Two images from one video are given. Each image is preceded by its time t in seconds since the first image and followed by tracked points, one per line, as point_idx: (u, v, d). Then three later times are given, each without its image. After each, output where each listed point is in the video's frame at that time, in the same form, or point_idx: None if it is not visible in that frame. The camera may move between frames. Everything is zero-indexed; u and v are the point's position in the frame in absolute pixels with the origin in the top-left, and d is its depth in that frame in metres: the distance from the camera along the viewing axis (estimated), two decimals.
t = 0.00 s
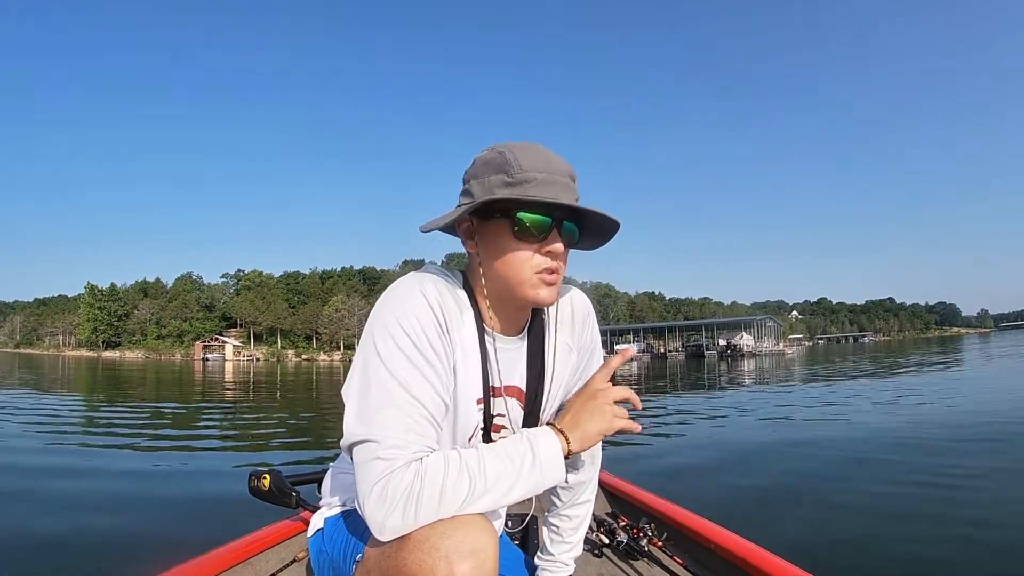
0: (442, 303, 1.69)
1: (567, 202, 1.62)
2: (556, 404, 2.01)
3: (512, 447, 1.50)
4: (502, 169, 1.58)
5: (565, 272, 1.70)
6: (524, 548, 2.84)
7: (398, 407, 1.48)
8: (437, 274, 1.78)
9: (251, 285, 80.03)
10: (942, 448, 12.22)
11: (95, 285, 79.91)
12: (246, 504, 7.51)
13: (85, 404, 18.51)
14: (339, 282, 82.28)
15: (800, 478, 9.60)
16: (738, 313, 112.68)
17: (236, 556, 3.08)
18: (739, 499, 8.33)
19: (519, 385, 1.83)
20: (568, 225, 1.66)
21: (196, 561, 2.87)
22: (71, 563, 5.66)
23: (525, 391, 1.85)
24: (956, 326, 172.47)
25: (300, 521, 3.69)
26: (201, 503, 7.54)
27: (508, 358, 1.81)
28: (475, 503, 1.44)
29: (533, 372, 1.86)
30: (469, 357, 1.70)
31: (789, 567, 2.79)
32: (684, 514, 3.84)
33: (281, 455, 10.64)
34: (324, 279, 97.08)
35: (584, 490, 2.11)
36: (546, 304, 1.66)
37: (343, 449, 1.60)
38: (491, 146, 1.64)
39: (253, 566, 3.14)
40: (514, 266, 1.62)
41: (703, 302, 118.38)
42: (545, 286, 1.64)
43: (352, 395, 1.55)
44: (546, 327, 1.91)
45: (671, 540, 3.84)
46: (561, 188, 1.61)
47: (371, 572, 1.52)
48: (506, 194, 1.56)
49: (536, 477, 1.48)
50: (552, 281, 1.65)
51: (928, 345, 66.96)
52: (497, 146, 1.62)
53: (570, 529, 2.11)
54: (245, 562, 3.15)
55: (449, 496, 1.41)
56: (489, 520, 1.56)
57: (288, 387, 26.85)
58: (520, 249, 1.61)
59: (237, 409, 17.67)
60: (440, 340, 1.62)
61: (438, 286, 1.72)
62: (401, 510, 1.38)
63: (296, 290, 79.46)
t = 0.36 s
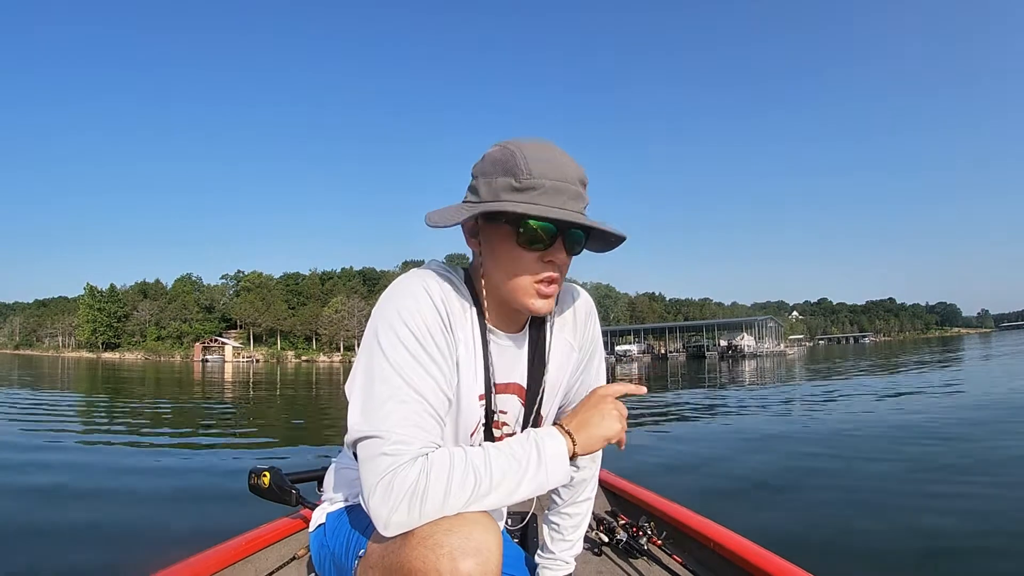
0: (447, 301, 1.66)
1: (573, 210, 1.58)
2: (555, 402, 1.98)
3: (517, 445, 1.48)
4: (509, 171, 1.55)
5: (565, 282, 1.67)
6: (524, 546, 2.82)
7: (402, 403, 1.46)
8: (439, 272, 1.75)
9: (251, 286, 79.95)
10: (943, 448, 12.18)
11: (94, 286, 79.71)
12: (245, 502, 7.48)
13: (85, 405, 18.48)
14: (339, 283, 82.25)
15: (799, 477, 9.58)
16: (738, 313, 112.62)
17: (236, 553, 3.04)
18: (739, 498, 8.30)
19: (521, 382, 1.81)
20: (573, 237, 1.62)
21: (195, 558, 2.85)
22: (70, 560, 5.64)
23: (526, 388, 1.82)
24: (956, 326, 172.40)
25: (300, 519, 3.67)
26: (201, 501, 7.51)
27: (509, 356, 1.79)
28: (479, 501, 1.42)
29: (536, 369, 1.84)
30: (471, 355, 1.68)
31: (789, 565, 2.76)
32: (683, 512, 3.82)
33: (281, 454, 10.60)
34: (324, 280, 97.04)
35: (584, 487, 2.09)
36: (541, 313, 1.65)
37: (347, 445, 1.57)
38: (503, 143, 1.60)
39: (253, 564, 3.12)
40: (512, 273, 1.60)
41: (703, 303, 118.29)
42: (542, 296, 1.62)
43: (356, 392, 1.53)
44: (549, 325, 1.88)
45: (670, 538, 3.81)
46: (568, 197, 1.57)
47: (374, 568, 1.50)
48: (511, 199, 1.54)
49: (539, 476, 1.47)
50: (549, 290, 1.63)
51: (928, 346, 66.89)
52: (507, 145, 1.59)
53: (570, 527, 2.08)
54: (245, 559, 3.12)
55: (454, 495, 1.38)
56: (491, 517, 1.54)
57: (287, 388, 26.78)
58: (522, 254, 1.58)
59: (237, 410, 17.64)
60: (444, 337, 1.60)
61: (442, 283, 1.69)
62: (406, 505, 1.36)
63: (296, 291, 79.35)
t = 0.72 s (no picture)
0: (450, 300, 1.64)
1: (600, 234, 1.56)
2: (557, 404, 1.96)
3: (520, 445, 1.46)
4: (544, 186, 1.49)
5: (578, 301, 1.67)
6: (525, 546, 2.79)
7: (406, 402, 1.43)
8: (443, 272, 1.73)
9: (250, 288, 79.90)
10: (945, 448, 12.14)
11: (95, 288, 79.69)
12: (245, 502, 7.45)
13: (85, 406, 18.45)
14: (339, 286, 82.22)
15: (800, 477, 9.55)
16: (738, 315, 112.50)
17: (236, 553, 3.02)
18: (740, 498, 8.26)
19: (523, 383, 1.79)
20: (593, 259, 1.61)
21: (195, 559, 2.82)
22: (69, 560, 5.61)
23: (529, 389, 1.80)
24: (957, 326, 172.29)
25: (300, 519, 3.64)
26: (201, 501, 7.49)
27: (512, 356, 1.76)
28: (482, 501, 1.40)
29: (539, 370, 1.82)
30: (475, 355, 1.65)
31: (789, 565, 2.74)
32: (683, 511, 3.79)
33: (281, 454, 10.57)
34: (324, 282, 97.05)
35: (586, 488, 2.07)
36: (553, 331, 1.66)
37: (349, 445, 1.55)
38: (537, 152, 1.53)
39: (253, 564, 3.09)
40: (535, 292, 1.58)
41: (704, 304, 118.25)
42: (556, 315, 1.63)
43: (359, 390, 1.50)
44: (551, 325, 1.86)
45: (670, 537, 3.79)
46: (598, 220, 1.54)
47: (375, 567, 1.48)
48: (545, 219, 1.49)
49: (542, 476, 1.45)
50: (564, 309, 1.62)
51: (929, 347, 66.81)
52: (544, 157, 1.52)
53: (572, 527, 2.06)
54: (245, 560, 3.10)
55: (456, 496, 1.37)
56: (494, 517, 1.52)
57: (288, 390, 26.72)
58: (545, 274, 1.55)
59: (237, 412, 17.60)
60: (447, 337, 1.58)
61: (447, 284, 1.66)
62: (409, 505, 1.34)
63: (296, 293, 79.26)
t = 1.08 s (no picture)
0: (452, 302, 1.62)
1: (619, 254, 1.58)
2: (559, 406, 1.94)
3: (519, 449, 1.44)
4: (576, 209, 1.47)
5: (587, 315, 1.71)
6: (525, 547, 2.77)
7: (405, 405, 1.42)
8: (447, 274, 1.71)
9: (251, 289, 79.93)
10: (946, 449, 12.11)
11: (96, 289, 79.76)
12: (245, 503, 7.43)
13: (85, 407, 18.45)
14: (339, 287, 82.24)
15: (802, 477, 9.53)
16: (739, 316, 112.43)
17: (236, 555, 3.00)
18: (742, 497, 8.23)
19: (526, 386, 1.77)
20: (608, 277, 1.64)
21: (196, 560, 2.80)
22: (67, 561, 5.59)
23: (531, 392, 1.78)
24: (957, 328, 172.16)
25: (300, 521, 3.63)
26: (200, 501, 7.47)
27: (514, 358, 1.74)
28: (480, 505, 1.38)
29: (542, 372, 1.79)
30: (478, 359, 1.63)
31: (788, 565, 2.73)
32: (684, 512, 3.77)
33: (280, 455, 10.54)
34: (324, 283, 97.09)
35: (587, 490, 2.04)
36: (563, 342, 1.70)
37: (348, 448, 1.53)
38: (568, 171, 1.49)
39: (253, 565, 3.07)
40: (557, 311, 1.59)
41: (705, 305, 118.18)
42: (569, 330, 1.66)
43: (357, 393, 1.48)
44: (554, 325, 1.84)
45: (670, 538, 3.76)
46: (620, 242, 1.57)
47: (373, 570, 1.46)
48: (577, 243, 1.48)
49: (540, 480, 1.43)
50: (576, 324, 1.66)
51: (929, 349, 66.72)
52: (577, 177, 1.49)
53: (573, 529, 2.04)
54: (245, 561, 3.08)
55: (454, 500, 1.35)
56: (492, 521, 1.50)
57: (288, 392, 26.70)
58: (567, 293, 1.56)
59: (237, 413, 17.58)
60: (449, 340, 1.56)
61: (450, 287, 1.64)
62: (407, 510, 1.32)
63: (296, 295, 79.26)
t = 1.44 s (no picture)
0: (449, 302, 1.59)
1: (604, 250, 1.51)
2: (559, 408, 1.91)
3: (518, 451, 1.44)
4: (551, 199, 1.45)
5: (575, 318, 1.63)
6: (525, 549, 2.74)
7: (404, 407, 1.39)
8: (444, 275, 1.68)
9: (251, 288, 79.83)
10: (948, 448, 12.07)
11: (96, 288, 79.62)
12: (245, 503, 7.40)
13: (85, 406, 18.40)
14: (340, 287, 82.14)
15: (802, 476, 9.50)
16: (740, 316, 112.28)
17: (235, 557, 2.98)
18: (743, 496, 8.20)
19: (525, 390, 1.73)
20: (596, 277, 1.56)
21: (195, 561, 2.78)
22: (66, 561, 5.56)
23: (530, 394, 1.75)
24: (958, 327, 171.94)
25: (300, 523, 3.60)
26: (200, 501, 7.43)
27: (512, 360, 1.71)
28: (480, 509, 1.37)
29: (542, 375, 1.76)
30: (474, 360, 1.60)
31: (788, 567, 2.70)
32: (683, 515, 3.75)
33: (281, 455, 10.49)
34: (324, 282, 97.00)
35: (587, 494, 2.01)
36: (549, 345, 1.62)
37: (345, 453, 1.50)
38: (549, 163, 1.48)
39: (253, 567, 3.05)
40: (535, 307, 1.54)
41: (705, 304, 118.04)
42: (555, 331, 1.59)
43: (355, 397, 1.45)
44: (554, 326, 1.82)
45: (670, 541, 3.74)
46: (603, 236, 1.49)
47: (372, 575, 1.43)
48: (552, 232, 1.45)
49: (539, 482, 1.42)
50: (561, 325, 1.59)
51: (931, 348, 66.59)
52: (555, 168, 1.47)
53: (573, 532, 2.02)
54: (245, 563, 3.06)
55: (455, 503, 1.33)
56: (492, 525, 1.48)
57: (289, 391, 26.63)
58: (545, 289, 1.51)
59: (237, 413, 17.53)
60: (447, 341, 1.54)
61: (447, 286, 1.62)
62: (407, 515, 1.30)
63: (296, 293, 79.18)
